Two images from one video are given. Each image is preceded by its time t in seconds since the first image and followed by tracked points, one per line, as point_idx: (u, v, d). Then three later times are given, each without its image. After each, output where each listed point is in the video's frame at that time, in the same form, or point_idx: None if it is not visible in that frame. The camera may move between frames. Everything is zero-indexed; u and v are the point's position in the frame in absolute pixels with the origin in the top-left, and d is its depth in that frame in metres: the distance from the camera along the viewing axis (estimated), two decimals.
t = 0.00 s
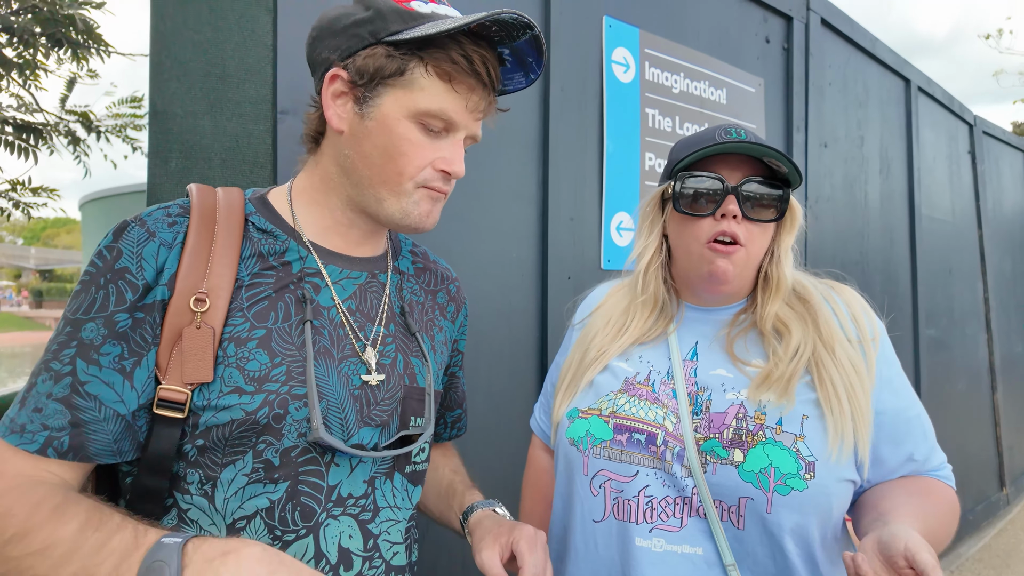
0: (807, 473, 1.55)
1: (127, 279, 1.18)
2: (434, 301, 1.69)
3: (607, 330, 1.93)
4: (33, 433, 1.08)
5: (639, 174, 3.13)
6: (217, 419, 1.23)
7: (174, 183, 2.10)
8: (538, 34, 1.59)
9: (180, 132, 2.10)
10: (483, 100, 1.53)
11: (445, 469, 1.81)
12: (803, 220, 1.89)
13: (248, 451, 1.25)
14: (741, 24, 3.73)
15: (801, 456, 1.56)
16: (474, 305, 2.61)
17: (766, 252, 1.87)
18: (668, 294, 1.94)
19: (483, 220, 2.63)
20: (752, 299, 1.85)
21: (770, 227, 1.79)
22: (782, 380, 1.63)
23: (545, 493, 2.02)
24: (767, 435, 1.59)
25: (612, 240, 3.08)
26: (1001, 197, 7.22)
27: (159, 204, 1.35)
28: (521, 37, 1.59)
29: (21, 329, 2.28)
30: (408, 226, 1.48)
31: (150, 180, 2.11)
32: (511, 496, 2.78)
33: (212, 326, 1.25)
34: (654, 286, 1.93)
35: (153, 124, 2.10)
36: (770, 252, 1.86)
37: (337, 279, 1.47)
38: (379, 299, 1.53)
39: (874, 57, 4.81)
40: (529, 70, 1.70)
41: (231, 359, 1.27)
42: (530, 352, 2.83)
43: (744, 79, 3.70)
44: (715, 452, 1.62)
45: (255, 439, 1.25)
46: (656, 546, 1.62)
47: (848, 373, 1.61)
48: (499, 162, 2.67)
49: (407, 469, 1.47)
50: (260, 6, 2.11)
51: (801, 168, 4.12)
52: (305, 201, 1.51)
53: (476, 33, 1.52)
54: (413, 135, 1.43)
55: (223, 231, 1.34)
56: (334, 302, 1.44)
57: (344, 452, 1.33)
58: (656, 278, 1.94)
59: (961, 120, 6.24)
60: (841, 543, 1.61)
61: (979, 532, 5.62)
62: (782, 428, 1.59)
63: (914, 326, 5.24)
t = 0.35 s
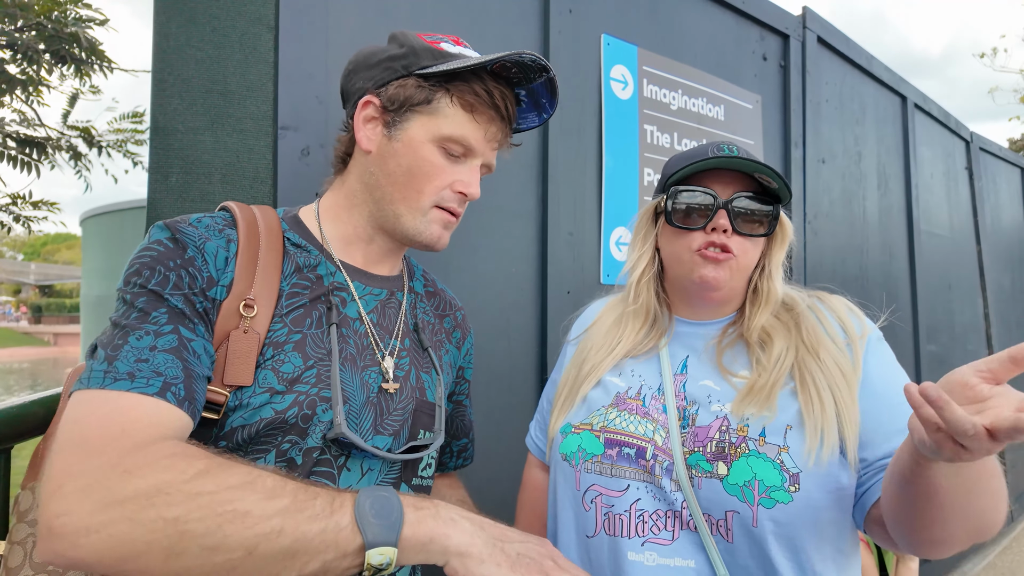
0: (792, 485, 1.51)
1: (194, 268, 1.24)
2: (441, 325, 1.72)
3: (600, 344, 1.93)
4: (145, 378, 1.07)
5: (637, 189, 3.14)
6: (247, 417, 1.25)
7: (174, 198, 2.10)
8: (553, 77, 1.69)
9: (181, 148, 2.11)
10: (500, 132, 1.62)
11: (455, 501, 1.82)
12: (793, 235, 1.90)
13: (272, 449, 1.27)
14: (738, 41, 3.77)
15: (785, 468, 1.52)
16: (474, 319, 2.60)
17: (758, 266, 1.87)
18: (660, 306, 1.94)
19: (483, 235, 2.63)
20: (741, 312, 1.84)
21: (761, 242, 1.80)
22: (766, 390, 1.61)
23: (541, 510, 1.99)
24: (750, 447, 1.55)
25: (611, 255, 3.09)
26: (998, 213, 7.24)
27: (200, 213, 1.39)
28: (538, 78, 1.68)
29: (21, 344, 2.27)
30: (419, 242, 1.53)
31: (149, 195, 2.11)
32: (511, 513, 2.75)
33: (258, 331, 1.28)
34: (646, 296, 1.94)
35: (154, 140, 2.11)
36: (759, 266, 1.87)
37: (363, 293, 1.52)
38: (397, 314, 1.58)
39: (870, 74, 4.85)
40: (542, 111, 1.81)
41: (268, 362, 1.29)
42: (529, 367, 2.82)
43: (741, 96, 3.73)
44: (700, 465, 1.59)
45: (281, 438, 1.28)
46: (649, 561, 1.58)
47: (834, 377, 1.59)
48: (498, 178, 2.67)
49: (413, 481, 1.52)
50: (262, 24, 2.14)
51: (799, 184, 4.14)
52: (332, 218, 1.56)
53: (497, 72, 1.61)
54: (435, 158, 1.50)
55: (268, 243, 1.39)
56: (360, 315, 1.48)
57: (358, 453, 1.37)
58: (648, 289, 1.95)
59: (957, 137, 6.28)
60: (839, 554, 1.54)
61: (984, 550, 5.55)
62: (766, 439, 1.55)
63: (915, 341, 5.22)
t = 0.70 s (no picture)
0: (778, 492, 1.50)
1: (223, 260, 1.22)
2: (438, 330, 1.71)
3: (590, 346, 1.94)
4: (220, 354, 1.05)
5: (637, 188, 3.14)
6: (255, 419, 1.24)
7: (171, 197, 2.10)
8: (564, 92, 1.69)
9: (179, 146, 2.11)
10: (509, 142, 1.62)
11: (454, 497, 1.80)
12: (784, 233, 1.87)
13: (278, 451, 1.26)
14: (737, 41, 3.76)
15: (771, 475, 1.51)
16: (472, 319, 2.59)
17: (749, 264, 1.87)
18: (648, 306, 1.96)
19: (482, 234, 2.62)
20: (732, 312, 1.83)
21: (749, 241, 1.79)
22: (757, 395, 1.59)
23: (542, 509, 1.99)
24: (735, 453, 1.55)
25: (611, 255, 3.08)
26: (997, 212, 7.23)
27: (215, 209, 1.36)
28: (549, 94, 1.68)
29: (20, 344, 2.25)
30: (428, 245, 1.53)
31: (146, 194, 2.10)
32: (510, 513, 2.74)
33: (273, 333, 1.27)
34: (633, 293, 1.96)
35: (152, 138, 2.10)
36: (750, 263, 1.86)
37: (369, 299, 1.50)
38: (399, 318, 1.57)
39: (869, 74, 4.85)
40: (549, 125, 1.82)
41: (279, 364, 1.27)
42: (529, 367, 2.81)
43: (741, 96, 3.73)
44: (685, 471, 1.59)
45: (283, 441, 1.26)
46: (631, 567, 1.59)
47: (824, 383, 1.57)
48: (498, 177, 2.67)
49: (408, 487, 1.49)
50: (259, 22, 2.14)
51: (799, 183, 4.13)
52: (339, 219, 1.54)
53: (511, 84, 1.61)
54: (446, 164, 1.50)
55: (285, 245, 1.37)
56: (367, 319, 1.47)
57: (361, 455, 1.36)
58: (636, 287, 1.97)
59: (957, 137, 6.28)
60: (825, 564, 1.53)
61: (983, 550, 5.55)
62: (751, 445, 1.55)
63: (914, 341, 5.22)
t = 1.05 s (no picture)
0: (807, 498, 1.52)
1: (224, 259, 1.22)
2: (438, 330, 1.71)
3: (604, 344, 1.91)
4: (231, 352, 1.05)
5: (636, 188, 3.14)
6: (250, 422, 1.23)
7: (169, 196, 2.09)
8: (565, 88, 1.71)
9: (177, 146, 2.10)
10: (512, 137, 1.62)
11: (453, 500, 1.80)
12: (801, 231, 1.88)
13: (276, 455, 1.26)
14: (737, 40, 3.76)
15: (800, 481, 1.53)
16: (472, 319, 2.59)
17: (766, 262, 1.87)
18: (665, 307, 1.94)
19: (482, 234, 2.62)
20: (751, 313, 1.85)
21: (766, 239, 1.78)
22: (782, 399, 1.61)
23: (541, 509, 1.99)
24: (766, 457, 1.56)
25: (610, 255, 3.08)
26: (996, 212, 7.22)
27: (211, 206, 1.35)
28: (550, 89, 1.69)
29: (19, 344, 2.24)
30: (427, 245, 1.53)
31: (145, 193, 2.10)
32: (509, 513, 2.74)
33: (271, 335, 1.26)
34: (649, 293, 1.93)
35: (149, 137, 2.10)
36: (769, 262, 1.86)
37: (367, 299, 1.50)
38: (398, 320, 1.56)
39: (869, 74, 4.85)
40: (552, 120, 1.80)
41: (275, 366, 1.27)
42: (528, 367, 2.81)
43: (740, 95, 3.73)
44: (712, 473, 1.60)
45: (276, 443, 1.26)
46: (651, 570, 1.59)
47: (846, 390, 1.59)
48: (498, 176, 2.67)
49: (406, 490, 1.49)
50: (257, 21, 2.13)
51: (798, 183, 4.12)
52: (338, 219, 1.54)
53: (511, 79, 1.60)
54: (448, 160, 1.50)
55: (283, 245, 1.36)
56: (364, 320, 1.46)
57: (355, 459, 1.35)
58: (652, 288, 1.94)
59: (956, 137, 6.28)
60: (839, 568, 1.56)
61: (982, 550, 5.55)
62: (782, 450, 1.56)
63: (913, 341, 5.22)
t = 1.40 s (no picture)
0: (806, 497, 1.51)
1: (218, 257, 1.22)
2: (438, 328, 1.70)
3: (608, 339, 1.92)
4: (217, 352, 1.05)
5: (637, 188, 3.14)
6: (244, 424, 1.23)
7: (168, 196, 2.09)
8: (568, 83, 1.69)
9: (176, 145, 2.10)
10: (511, 134, 1.61)
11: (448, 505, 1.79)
12: (805, 233, 1.87)
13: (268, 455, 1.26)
14: (737, 40, 3.75)
15: (800, 480, 1.53)
16: (471, 319, 2.59)
17: (767, 265, 1.86)
18: (668, 303, 1.94)
19: (481, 234, 2.62)
20: (757, 314, 1.84)
21: (767, 241, 1.77)
22: (787, 402, 1.60)
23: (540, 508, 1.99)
24: (765, 456, 1.56)
25: (610, 254, 3.08)
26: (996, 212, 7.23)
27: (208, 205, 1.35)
28: (552, 84, 1.67)
29: (20, 344, 2.24)
30: (425, 244, 1.52)
31: (144, 192, 2.10)
32: (507, 513, 2.74)
33: (267, 335, 1.26)
34: (653, 290, 1.95)
35: (148, 136, 2.10)
36: (771, 263, 1.86)
37: (365, 298, 1.50)
38: (397, 319, 1.56)
39: (869, 73, 4.85)
40: (555, 116, 1.81)
41: (271, 367, 1.27)
42: (528, 366, 2.81)
43: (740, 95, 3.73)
44: (711, 470, 1.60)
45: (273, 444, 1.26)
46: (648, 566, 1.59)
47: (853, 395, 1.59)
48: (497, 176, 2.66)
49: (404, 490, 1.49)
50: (256, 20, 2.12)
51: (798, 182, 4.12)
52: (334, 217, 1.53)
53: (511, 75, 1.59)
54: (444, 157, 1.49)
55: (279, 244, 1.36)
56: (363, 320, 1.46)
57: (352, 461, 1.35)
58: (654, 285, 1.96)
59: (956, 137, 6.28)
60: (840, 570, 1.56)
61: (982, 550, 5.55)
62: (782, 449, 1.56)
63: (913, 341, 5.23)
